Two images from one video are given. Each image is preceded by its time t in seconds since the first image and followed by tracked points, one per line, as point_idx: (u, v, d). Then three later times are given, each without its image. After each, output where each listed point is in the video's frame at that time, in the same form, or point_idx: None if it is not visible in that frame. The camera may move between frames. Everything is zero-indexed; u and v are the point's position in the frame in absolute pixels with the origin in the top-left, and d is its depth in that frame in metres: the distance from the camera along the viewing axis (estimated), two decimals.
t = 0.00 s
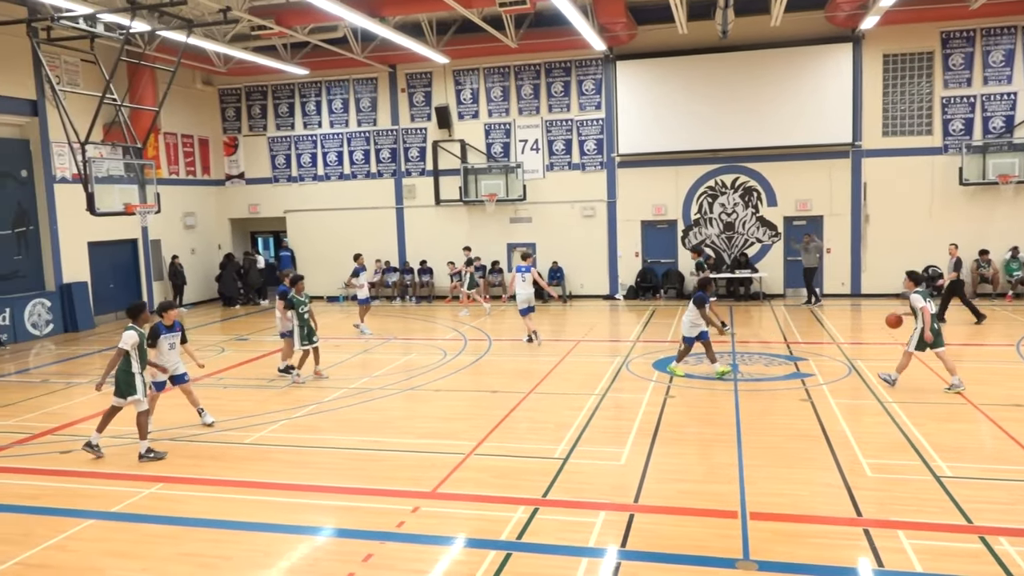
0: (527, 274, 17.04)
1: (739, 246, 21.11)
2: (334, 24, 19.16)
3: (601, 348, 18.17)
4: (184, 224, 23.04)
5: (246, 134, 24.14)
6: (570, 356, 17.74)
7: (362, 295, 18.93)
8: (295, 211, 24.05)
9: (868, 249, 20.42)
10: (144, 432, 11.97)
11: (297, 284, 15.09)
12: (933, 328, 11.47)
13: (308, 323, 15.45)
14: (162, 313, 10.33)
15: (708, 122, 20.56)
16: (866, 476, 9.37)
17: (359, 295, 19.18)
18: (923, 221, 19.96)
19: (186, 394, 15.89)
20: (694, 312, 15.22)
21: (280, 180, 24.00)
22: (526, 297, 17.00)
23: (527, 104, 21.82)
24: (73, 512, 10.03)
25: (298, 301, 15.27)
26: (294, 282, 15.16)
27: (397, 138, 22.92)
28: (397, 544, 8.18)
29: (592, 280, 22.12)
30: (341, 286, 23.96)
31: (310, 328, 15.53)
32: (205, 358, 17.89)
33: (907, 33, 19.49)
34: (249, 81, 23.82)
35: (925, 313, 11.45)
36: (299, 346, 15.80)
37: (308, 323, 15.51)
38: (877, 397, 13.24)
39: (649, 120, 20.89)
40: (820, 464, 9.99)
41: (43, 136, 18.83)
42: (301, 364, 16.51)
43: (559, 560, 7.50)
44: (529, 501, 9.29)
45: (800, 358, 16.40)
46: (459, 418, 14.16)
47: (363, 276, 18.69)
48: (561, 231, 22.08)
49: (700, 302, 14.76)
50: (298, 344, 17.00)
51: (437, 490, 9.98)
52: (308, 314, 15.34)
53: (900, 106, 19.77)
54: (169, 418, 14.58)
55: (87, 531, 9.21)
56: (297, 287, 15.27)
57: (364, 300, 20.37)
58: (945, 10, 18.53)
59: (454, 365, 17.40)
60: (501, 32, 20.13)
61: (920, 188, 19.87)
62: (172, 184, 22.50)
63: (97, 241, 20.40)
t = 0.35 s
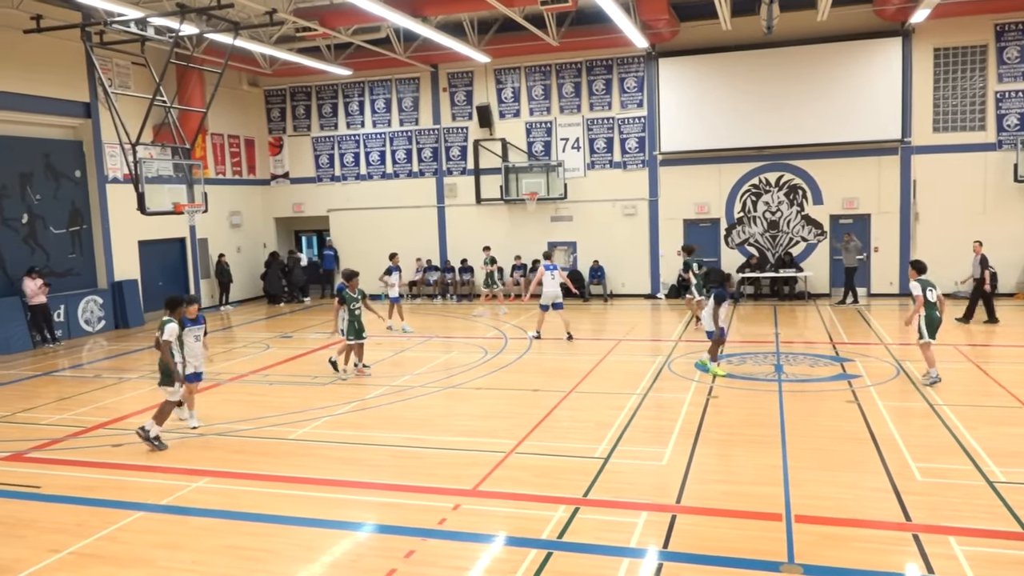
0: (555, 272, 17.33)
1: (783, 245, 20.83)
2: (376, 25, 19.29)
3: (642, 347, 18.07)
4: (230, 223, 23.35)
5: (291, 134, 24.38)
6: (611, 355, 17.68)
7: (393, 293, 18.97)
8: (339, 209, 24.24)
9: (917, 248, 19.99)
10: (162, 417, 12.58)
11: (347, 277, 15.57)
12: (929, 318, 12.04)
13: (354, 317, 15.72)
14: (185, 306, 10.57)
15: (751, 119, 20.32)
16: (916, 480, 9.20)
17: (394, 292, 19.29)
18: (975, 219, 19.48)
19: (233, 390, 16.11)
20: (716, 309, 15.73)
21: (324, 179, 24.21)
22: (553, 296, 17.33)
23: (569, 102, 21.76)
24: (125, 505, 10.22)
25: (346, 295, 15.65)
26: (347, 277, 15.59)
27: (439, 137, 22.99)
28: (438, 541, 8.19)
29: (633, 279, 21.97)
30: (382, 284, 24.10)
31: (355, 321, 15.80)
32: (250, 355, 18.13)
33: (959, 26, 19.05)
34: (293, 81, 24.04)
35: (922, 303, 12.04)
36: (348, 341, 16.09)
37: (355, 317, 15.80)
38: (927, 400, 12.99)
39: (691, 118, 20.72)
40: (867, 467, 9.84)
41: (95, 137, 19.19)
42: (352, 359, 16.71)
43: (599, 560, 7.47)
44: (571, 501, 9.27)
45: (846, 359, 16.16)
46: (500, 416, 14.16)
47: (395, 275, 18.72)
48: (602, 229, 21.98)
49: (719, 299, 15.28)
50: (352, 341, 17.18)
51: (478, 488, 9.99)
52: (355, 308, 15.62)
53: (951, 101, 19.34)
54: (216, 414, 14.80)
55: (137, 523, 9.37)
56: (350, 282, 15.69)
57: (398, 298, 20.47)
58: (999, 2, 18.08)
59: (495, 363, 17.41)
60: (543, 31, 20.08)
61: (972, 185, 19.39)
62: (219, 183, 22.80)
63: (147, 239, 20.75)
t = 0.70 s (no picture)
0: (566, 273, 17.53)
1: (821, 247, 20.56)
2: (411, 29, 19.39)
3: (677, 350, 17.96)
4: (268, 226, 23.67)
5: (328, 138, 24.67)
6: (645, 358, 17.60)
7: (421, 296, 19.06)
8: (373, 212, 24.42)
9: (960, 251, 19.56)
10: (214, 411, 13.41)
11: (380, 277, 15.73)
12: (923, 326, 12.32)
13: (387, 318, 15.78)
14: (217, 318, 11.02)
15: (788, 119, 20.07)
16: (959, 487, 9.04)
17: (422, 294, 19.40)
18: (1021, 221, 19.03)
19: (269, 391, 16.33)
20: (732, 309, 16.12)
21: (359, 182, 24.42)
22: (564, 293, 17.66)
23: (603, 104, 21.71)
24: (165, 502, 10.42)
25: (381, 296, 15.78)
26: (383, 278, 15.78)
27: (473, 140, 23.07)
28: (471, 542, 8.23)
29: (668, 282, 21.82)
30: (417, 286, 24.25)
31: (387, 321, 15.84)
32: (287, 356, 18.35)
33: (1002, 23, 18.65)
34: (330, 86, 24.40)
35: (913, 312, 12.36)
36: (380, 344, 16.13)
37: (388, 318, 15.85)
38: (969, 406, 12.75)
39: (727, 119, 20.53)
40: (907, 473, 9.69)
41: (137, 141, 19.62)
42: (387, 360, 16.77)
43: (633, 564, 7.44)
44: (604, 504, 9.25)
45: (886, 364, 15.90)
46: (533, 418, 14.17)
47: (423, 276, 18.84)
48: (638, 231, 21.86)
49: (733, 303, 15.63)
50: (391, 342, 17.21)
51: (511, 490, 10.01)
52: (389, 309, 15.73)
53: (996, 100, 18.93)
54: (252, 413, 15.00)
55: (177, 520, 9.55)
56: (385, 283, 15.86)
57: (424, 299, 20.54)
58: None
59: (528, 366, 17.43)
60: (577, 33, 20.06)
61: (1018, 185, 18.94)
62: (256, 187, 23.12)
63: (187, 241, 21.11)
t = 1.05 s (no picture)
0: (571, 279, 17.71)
1: (858, 251, 19.98)
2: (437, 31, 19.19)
3: (709, 357, 17.53)
4: (293, 230, 23.62)
5: (353, 141, 24.54)
6: (675, 366, 17.17)
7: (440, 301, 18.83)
8: (399, 216, 24.24)
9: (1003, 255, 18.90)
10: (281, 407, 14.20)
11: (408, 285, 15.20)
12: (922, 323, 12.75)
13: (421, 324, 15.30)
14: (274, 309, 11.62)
15: (823, 119, 19.54)
16: (1004, 500, 8.55)
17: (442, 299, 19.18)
18: None
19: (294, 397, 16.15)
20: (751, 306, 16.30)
21: (385, 186, 24.28)
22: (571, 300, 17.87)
23: (632, 106, 21.37)
24: (187, 508, 10.24)
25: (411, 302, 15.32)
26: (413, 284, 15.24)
27: (500, 142, 22.82)
28: (498, 552, 7.93)
29: (699, 287, 21.35)
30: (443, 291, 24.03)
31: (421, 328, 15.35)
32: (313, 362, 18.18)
33: None
34: (356, 89, 24.28)
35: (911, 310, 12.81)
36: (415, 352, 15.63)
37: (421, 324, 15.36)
38: (1014, 416, 12.18)
39: (758, 118, 20.06)
40: (949, 485, 9.21)
41: (164, 145, 19.65)
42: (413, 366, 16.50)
43: None
44: (635, 514, 8.87)
45: (925, 372, 15.33)
46: (559, 425, 13.84)
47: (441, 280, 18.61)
48: (669, 235, 21.43)
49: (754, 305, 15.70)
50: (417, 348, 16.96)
51: (539, 499, 9.67)
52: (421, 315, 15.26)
53: None
54: (277, 420, 14.82)
55: (202, 527, 9.35)
56: (414, 289, 15.36)
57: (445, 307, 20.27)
58: None
59: (556, 372, 17.08)
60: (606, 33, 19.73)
61: None
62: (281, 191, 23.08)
63: (213, 246, 21.08)
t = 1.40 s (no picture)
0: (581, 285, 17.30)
1: (910, 257, 18.93)
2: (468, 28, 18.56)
3: (750, 368, 16.66)
4: (318, 234, 23.14)
5: (380, 142, 24.00)
6: (715, 377, 16.32)
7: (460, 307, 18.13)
8: (428, 220, 23.63)
9: None
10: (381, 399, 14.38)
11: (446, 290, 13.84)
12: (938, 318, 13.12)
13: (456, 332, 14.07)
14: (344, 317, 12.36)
15: (872, 116, 18.59)
16: None
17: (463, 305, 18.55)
18: None
19: (318, 406, 15.57)
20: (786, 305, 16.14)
21: (412, 188, 23.69)
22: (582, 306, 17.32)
23: (669, 105, 20.57)
24: (205, 520, 9.68)
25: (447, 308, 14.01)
26: (449, 290, 13.91)
27: (532, 143, 22.13)
28: (532, 570, 7.25)
29: (740, 295, 20.45)
30: (471, 296, 23.39)
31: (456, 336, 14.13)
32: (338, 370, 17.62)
33: None
34: (382, 89, 23.75)
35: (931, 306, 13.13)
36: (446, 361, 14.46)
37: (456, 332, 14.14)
38: None
39: (802, 116, 19.17)
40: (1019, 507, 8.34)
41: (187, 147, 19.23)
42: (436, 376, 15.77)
43: None
44: (673, 532, 8.11)
45: (983, 385, 14.33)
46: (591, 438, 13.12)
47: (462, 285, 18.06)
48: (708, 239, 20.55)
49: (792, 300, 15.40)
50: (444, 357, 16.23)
51: (572, 515, 8.94)
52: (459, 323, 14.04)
53: None
54: (299, 430, 14.24)
55: (226, 539, 8.77)
56: (451, 295, 14.08)
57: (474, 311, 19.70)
58: None
59: (590, 383, 16.27)
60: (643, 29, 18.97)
61: None
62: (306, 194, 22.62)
63: (237, 250, 20.63)
